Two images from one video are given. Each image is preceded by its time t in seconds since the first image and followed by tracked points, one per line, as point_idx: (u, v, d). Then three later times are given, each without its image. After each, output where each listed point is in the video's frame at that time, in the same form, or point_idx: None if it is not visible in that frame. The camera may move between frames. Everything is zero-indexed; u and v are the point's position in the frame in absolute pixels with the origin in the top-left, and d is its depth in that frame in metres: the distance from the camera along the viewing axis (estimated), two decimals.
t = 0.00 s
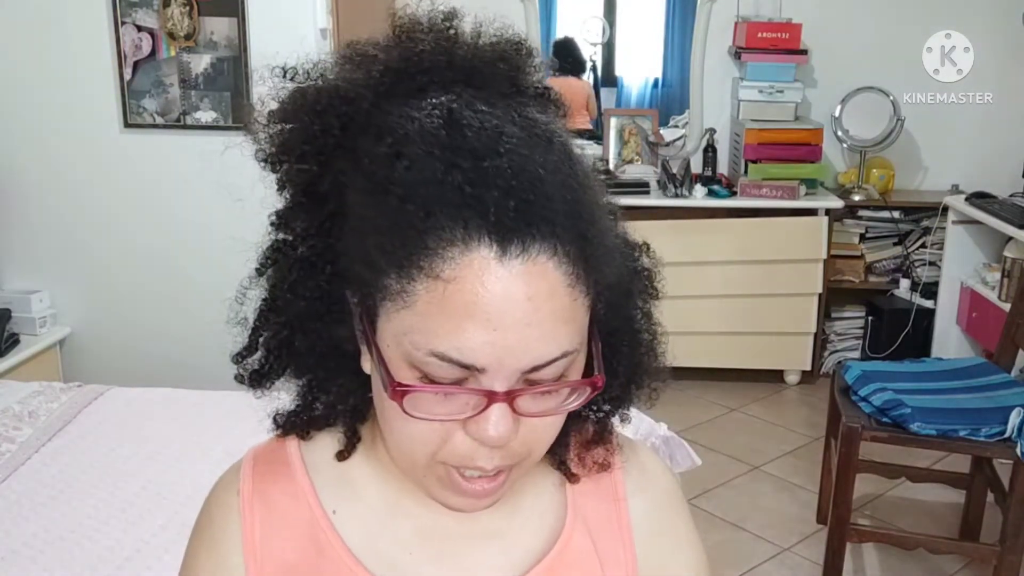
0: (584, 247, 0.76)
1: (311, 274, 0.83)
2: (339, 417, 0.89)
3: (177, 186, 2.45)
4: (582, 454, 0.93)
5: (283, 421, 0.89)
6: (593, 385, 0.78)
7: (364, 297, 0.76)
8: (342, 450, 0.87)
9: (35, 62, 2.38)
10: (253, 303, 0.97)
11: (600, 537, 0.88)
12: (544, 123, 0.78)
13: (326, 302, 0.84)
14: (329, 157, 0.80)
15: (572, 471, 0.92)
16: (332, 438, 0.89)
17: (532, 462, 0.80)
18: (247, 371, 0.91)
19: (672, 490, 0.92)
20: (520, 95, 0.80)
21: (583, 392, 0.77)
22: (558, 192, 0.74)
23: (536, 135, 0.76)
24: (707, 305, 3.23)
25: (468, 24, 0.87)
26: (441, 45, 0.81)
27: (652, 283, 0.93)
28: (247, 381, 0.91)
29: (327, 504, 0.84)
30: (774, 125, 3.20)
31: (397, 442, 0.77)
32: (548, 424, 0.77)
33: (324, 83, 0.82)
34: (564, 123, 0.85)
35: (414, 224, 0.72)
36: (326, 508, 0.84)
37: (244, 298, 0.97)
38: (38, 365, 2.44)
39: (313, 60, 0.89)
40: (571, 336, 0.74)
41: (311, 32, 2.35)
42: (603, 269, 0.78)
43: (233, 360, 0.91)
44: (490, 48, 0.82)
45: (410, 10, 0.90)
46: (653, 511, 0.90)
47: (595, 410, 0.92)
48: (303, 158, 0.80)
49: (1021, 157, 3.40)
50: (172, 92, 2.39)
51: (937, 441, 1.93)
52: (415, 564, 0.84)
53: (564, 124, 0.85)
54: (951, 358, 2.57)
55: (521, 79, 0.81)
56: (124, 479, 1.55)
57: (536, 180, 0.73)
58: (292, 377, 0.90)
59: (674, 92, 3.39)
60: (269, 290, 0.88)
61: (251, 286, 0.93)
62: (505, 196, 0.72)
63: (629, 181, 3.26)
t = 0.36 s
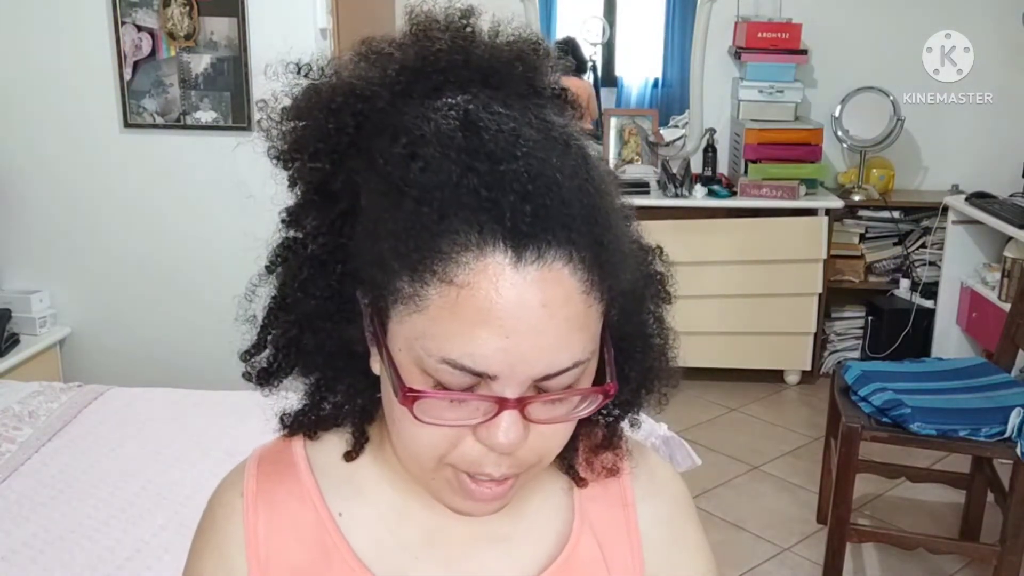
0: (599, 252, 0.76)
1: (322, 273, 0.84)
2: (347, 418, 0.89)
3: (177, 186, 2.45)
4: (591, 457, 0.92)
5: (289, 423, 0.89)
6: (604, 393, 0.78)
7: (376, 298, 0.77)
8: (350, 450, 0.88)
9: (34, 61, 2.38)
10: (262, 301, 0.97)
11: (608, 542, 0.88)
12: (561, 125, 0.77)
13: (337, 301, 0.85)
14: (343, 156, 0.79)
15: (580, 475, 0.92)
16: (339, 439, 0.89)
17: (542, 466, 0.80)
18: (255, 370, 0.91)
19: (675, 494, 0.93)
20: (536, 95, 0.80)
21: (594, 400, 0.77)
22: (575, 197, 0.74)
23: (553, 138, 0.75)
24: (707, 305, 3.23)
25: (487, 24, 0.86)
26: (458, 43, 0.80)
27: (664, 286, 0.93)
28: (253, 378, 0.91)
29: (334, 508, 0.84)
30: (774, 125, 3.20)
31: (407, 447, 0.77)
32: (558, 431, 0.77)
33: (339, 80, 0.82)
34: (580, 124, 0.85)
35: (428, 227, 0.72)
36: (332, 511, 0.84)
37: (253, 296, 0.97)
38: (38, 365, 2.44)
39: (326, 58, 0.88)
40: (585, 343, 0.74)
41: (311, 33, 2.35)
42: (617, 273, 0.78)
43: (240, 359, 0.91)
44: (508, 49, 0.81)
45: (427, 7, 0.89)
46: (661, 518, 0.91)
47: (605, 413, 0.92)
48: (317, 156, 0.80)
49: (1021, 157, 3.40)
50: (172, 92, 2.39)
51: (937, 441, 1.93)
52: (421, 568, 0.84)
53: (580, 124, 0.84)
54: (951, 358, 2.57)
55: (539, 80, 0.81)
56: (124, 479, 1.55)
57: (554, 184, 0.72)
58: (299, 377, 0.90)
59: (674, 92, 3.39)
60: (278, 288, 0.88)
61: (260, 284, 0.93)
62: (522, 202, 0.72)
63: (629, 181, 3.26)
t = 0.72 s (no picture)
0: (594, 238, 0.76)
1: (319, 271, 0.83)
2: (346, 419, 0.89)
3: (177, 186, 2.45)
4: (592, 456, 0.93)
5: (287, 427, 0.90)
6: (604, 379, 0.78)
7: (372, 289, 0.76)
8: (350, 453, 0.87)
9: (34, 61, 2.38)
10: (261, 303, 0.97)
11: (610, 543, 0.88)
12: (556, 114, 0.77)
13: (335, 299, 0.84)
14: (338, 153, 0.80)
15: (582, 473, 0.92)
16: (339, 441, 0.89)
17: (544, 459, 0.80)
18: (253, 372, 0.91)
19: (676, 495, 0.93)
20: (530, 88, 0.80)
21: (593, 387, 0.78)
22: (569, 182, 0.74)
23: (547, 126, 0.75)
24: (706, 305, 3.23)
25: (479, 22, 0.87)
26: (452, 39, 0.80)
27: (662, 283, 0.93)
28: (252, 381, 0.91)
29: (333, 514, 0.84)
30: (774, 125, 3.20)
31: (406, 439, 0.77)
32: (559, 420, 0.77)
33: (334, 79, 0.82)
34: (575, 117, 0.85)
35: (423, 215, 0.72)
36: (331, 518, 0.83)
37: (250, 298, 0.98)
38: (38, 365, 2.44)
39: (322, 58, 0.88)
40: (581, 329, 0.74)
41: (311, 33, 2.35)
42: (613, 261, 0.78)
43: (239, 362, 0.92)
44: (502, 45, 0.82)
45: (421, 7, 0.89)
46: (664, 524, 0.91)
47: (606, 412, 0.93)
48: (312, 153, 0.80)
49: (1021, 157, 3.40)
50: (172, 92, 2.39)
51: (937, 441, 1.93)
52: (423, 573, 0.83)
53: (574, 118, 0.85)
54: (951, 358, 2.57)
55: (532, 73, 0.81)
56: (124, 479, 1.55)
57: (547, 170, 0.73)
58: (298, 378, 0.90)
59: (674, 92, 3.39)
60: (276, 288, 0.88)
61: (258, 285, 0.93)
62: (516, 187, 0.72)
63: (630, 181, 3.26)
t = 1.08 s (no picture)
0: (580, 221, 0.77)
1: (310, 272, 0.83)
2: (338, 426, 0.89)
3: (177, 186, 2.45)
4: (587, 458, 0.93)
5: (280, 435, 0.89)
6: (596, 362, 0.78)
7: (362, 279, 0.77)
8: (344, 459, 0.87)
9: (34, 61, 2.38)
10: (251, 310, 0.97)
11: (605, 546, 0.88)
12: (538, 103, 0.79)
13: (326, 301, 0.84)
14: (326, 149, 0.80)
15: (579, 472, 0.92)
16: (333, 445, 0.89)
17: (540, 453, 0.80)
18: (245, 381, 0.91)
19: (674, 495, 0.93)
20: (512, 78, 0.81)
21: (586, 372, 0.78)
22: (553, 166, 0.75)
23: (531, 114, 0.77)
24: (706, 305, 3.23)
25: (461, 20, 0.87)
26: (433, 34, 0.81)
27: (650, 283, 0.93)
28: (242, 390, 0.90)
29: (325, 519, 0.84)
30: (774, 125, 3.20)
31: (400, 433, 0.77)
32: (554, 409, 0.77)
33: (320, 81, 0.82)
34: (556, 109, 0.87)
35: (412, 201, 0.73)
36: (324, 522, 0.83)
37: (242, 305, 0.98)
38: (38, 365, 2.44)
39: (307, 58, 0.89)
40: (572, 311, 0.74)
41: (311, 32, 2.35)
42: (600, 245, 0.80)
43: (230, 370, 0.91)
44: (485, 41, 0.82)
45: (405, 9, 0.90)
46: (661, 523, 0.90)
47: (601, 411, 0.94)
48: (299, 151, 0.81)
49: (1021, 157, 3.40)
50: (172, 92, 2.39)
51: (937, 441, 1.92)
52: None
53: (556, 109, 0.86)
54: (951, 358, 2.57)
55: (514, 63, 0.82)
56: (124, 479, 1.55)
57: (532, 153, 0.74)
58: (290, 387, 0.89)
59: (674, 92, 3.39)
60: (266, 293, 0.88)
61: (248, 292, 0.93)
62: (502, 169, 0.73)
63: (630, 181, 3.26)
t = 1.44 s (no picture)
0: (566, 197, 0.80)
1: (307, 264, 0.83)
2: (333, 423, 0.90)
3: (177, 185, 2.45)
4: (584, 451, 0.94)
5: (275, 436, 0.89)
6: (588, 333, 0.80)
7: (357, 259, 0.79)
8: (340, 458, 0.87)
9: (34, 61, 2.38)
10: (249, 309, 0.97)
11: (602, 542, 0.88)
12: (520, 90, 0.82)
13: (321, 292, 0.84)
14: (318, 139, 0.80)
15: (577, 466, 0.92)
16: (331, 444, 0.89)
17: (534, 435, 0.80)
18: (242, 377, 0.91)
19: (673, 493, 0.93)
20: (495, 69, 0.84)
21: (579, 342, 0.80)
22: (537, 144, 0.79)
23: (514, 98, 0.80)
24: (706, 305, 3.23)
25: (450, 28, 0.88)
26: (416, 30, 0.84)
27: (641, 280, 0.95)
28: (240, 386, 0.90)
29: (325, 520, 0.83)
30: (774, 125, 3.20)
31: (395, 412, 0.77)
32: (548, 384, 0.78)
33: (314, 82, 0.83)
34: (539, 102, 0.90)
35: (404, 176, 0.75)
36: (324, 523, 0.83)
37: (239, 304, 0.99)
38: (38, 365, 2.44)
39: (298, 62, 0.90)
40: (561, 282, 0.76)
41: (311, 33, 2.35)
42: (586, 223, 0.82)
43: (227, 366, 0.91)
44: (473, 44, 0.85)
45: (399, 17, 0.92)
46: (660, 521, 0.91)
47: (597, 407, 0.94)
48: (293, 145, 0.81)
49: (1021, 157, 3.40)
50: (172, 92, 2.39)
51: (937, 441, 1.92)
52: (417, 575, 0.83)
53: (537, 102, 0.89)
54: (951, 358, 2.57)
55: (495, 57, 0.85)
56: (124, 479, 1.55)
57: (516, 129, 0.77)
58: (287, 386, 0.89)
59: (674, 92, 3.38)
60: (264, 289, 0.88)
61: (246, 290, 0.94)
62: (489, 145, 0.76)
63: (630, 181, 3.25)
